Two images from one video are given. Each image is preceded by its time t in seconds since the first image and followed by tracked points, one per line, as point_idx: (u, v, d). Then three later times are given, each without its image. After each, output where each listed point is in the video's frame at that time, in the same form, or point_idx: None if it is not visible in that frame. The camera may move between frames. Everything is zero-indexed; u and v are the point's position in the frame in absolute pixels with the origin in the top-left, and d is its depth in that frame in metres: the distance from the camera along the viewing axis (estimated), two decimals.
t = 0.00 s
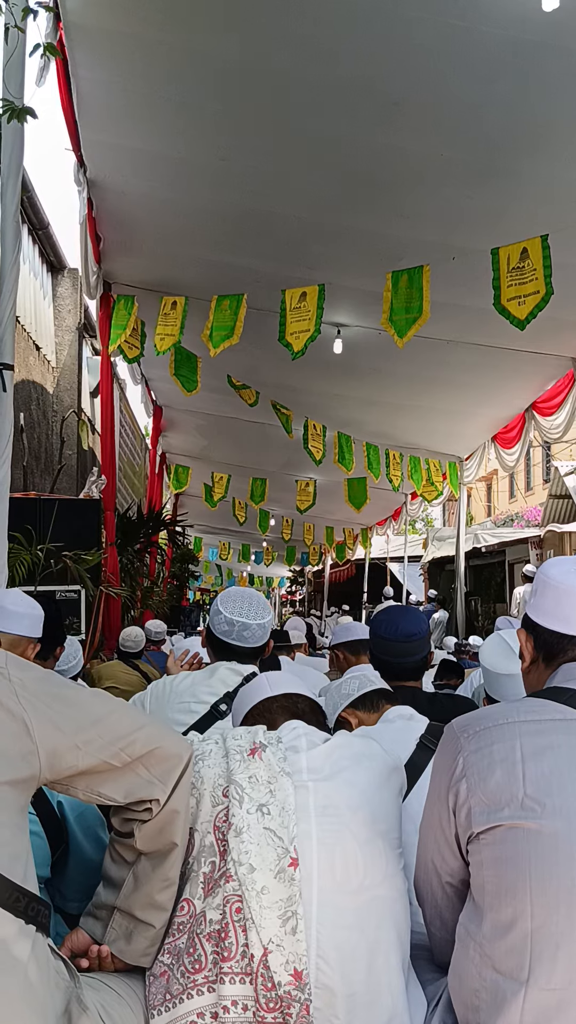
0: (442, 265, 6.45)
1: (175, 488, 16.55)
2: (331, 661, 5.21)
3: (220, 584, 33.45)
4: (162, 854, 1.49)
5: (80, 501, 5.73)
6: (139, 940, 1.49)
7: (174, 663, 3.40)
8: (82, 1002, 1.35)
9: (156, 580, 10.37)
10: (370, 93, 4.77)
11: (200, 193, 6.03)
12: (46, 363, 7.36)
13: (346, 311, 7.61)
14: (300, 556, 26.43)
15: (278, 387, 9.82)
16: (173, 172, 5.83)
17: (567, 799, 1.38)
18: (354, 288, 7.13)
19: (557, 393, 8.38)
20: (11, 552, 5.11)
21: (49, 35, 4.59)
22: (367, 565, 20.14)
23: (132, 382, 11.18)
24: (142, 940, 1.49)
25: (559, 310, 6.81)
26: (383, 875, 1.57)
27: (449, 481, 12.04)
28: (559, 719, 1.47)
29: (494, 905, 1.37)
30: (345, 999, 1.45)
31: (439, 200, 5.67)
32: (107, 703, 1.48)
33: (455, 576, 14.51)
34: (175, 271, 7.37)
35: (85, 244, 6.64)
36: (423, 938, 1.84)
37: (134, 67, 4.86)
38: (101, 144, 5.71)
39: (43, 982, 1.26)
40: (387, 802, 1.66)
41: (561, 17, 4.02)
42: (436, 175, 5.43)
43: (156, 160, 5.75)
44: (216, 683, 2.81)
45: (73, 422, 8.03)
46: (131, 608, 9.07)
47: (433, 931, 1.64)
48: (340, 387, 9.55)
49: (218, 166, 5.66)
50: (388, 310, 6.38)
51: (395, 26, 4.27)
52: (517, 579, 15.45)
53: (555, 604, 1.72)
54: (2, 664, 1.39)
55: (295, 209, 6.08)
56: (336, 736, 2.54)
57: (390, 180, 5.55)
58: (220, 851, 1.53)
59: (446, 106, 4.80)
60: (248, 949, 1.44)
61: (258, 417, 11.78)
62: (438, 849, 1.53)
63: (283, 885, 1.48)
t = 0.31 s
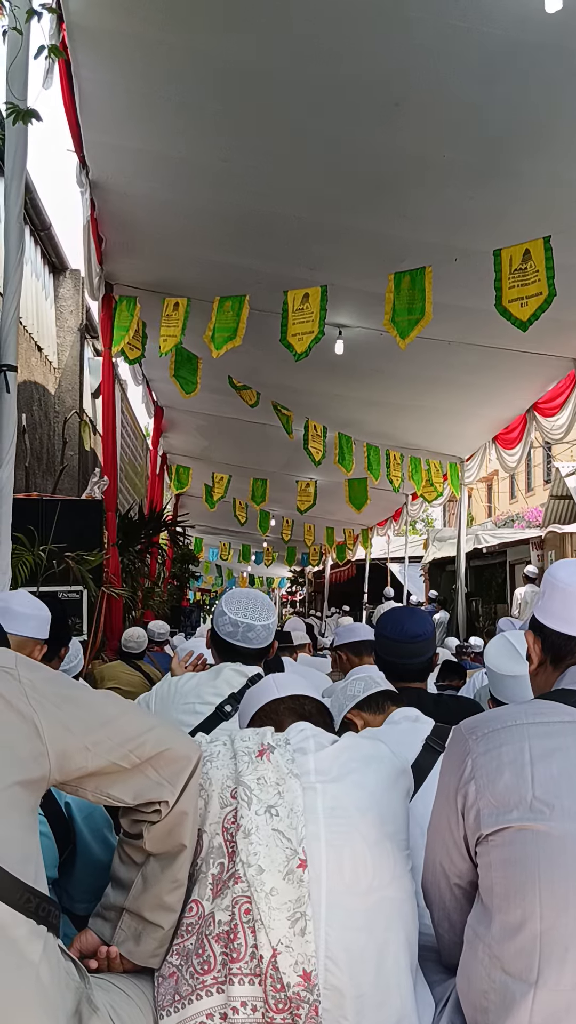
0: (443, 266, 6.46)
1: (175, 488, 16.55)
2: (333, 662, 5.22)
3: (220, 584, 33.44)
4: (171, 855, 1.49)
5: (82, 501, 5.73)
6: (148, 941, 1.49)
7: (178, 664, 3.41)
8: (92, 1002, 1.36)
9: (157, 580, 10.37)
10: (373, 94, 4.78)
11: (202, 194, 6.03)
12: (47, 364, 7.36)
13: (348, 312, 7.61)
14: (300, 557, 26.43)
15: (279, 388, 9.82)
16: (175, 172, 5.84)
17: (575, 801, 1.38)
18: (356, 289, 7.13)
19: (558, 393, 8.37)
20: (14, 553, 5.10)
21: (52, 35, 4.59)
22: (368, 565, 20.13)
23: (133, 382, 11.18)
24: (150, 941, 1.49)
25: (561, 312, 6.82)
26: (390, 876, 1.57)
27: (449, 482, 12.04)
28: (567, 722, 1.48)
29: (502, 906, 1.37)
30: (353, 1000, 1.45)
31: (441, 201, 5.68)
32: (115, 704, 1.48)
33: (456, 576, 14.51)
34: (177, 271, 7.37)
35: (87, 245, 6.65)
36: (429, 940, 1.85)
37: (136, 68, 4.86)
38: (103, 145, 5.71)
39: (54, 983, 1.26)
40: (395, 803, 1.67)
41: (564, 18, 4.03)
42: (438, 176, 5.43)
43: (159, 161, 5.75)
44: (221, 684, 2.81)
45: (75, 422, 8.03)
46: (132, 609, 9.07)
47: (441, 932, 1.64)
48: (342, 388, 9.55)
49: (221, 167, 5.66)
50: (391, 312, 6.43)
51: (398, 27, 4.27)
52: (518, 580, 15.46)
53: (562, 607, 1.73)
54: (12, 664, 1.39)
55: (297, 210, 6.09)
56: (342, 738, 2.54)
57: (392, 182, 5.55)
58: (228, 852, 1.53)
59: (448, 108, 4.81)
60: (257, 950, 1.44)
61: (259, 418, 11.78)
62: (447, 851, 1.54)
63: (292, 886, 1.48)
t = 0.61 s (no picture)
0: (444, 267, 6.47)
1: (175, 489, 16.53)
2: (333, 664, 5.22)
3: (220, 584, 33.43)
4: (173, 855, 1.49)
5: (83, 502, 5.73)
6: (149, 942, 1.50)
7: (179, 664, 3.41)
8: (95, 1003, 1.36)
9: (157, 581, 10.37)
10: (374, 96, 4.78)
11: (204, 194, 6.04)
12: (48, 364, 7.36)
13: (349, 313, 7.62)
14: (300, 557, 26.42)
15: (280, 388, 9.82)
16: (177, 173, 5.84)
17: None
18: (357, 290, 7.14)
19: (560, 394, 8.30)
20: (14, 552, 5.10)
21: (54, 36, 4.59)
22: (368, 566, 20.13)
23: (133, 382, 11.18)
24: (152, 941, 1.49)
25: (562, 314, 6.83)
26: (393, 877, 1.57)
27: (449, 483, 12.04)
28: (569, 724, 1.48)
29: (504, 909, 1.37)
30: (355, 1002, 1.45)
31: (442, 203, 5.69)
32: (117, 704, 1.48)
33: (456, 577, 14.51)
34: (178, 271, 7.37)
35: (88, 245, 6.66)
36: (431, 942, 1.85)
37: (138, 69, 4.86)
38: (105, 146, 5.71)
39: (57, 983, 1.26)
40: (397, 804, 1.67)
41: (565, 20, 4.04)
42: (439, 177, 5.44)
43: (160, 161, 5.75)
44: (222, 684, 2.81)
45: (75, 422, 8.04)
46: (132, 609, 9.07)
47: (443, 934, 1.64)
48: (342, 389, 9.56)
49: (222, 168, 5.67)
50: (393, 313, 6.50)
51: (400, 29, 4.28)
52: (518, 581, 15.46)
53: (564, 608, 1.73)
54: (14, 664, 1.40)
55: (298, 211, 6.10)
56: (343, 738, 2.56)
57: (394, 183, 5.56)
58: (230, 853, 1.53)
59: (449, 110, 4.81)
60: (259, 952, 1.44)
61: (259, 418, 11.78)
62: (449, 853, 1.54)
63: (294, 887, 1.48)
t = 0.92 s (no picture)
0: (444, 267, 6.47)
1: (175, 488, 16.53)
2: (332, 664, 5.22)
3: (220, 584, 33.44)
4: (169, 855, 1.49)
5: (82, 501, 5.73)
6: (145, 942, 1.49)
7: (176, 664, 3.41)
8: (90, 1003, 1.36)
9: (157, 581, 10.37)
10: (374, 96, 4.78)
11: (203, 194, 6.03)
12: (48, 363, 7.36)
13: (349, 313, 7.62)
14: (300, 557, 26.42)
15: (279, 388, 9.82)
16: (176, 173, 5.84)
17: (573, 804, 1.38)
18: (357, 290, 7.14)
19: (559, 394, 8.32)
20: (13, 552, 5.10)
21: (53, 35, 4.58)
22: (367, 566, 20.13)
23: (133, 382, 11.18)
24: (148, 941, 1.49)
25: (561, 314, 6.82)
26: (389, 878, 1.57)
27: (449, 483, 12.04)
28: (567, 724, 1.48)
29: (501, 909, 1.37)
30: (351, 1003, 1.45)
31: (441, 203, 5.69)
32: (113, 704, 1.48)
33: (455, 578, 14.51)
34: (178, 271, 7.37)
35: (88, 245, 6.65)
36: (429, 943, 1.85)
37: (137, 68, 4.86)
38: (104, 146, 5.71)
39: (52, 983, 1.26)
40: (393, 805, 1.67)
41: (565, 20, 4.03)
42: (439, 178, 5.44)
43: (160, 161, 5.75)
44: (220, 684, 2.81)
45: (74, 422, 8.03)
46: (132, 609, 9.07)
47: (439, 933, 1.64)
48: (342, 389, 9.56)
49: (222, 168, 5.67)
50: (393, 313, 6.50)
51: (399, 28, 4.27)
52: (518, 581, 15.46)
53: (561, 609, 1.73)
54: (10, 664, 1.39)
55: (298, 210, 6.09)
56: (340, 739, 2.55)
57: (393, 183, 5.56)
58: (226, 853, 1.53)
59: (449, 109, 4.81)
60: (255, 951, 1.44)
61: (259, 418, 11.77)
62: (445, 853, 1.54)
63: (290, 887, 1.48)
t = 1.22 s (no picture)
0: (442, 267, 6.47)
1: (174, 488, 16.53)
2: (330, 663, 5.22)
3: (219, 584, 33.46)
4: (167, 854, 1.49)
5: (81, 501, 5.73)
6: (143, 941, 1.49)
7: (174, 663, 3.41)
8: (88, 1002, 1.36)
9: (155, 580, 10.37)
10: (373, 95, 4.77)
11: (202, 193, 6.03)
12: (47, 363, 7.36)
13: (348, 313, 7.61)
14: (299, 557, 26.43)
15: (279, 387, 9.82)
16: (176, 171, 5.83)
17: (571, 802, 1.38)
18: (356, 289, 7.13)
19: (558, 394, 8.33)
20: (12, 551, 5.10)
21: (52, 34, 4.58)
22: (366, 566, 20.14)
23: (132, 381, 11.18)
24: (146, 940, 1.49)
25: (561, 314, 6.82)
26: (387, 876, 1.57)
27: (448, 483, 12.04)
28: (565, 723, 1.47)
29: (498, 908, 1.37)
30: (350, 1002, 1.45)
31: (441, 202, 5.68)
32: (111, 703, 1.48)
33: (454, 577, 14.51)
34: (177, 270, 7.36)
35: (87, 244, 6.65)
36: (427, 942, 1.84)
37: (136, 67, 4.85)
38: (103, 145, 5.71)
39: (49, 981, 1.26)
40: (391, 804, 1.67)
41: (563, 19, 4.03)
42: (438, 177, 5.43)
43: (159, 160, 5.75)
44: (218, 683, 2.80)
45: (73, 421, 8.03)
46: (131, 609, 9.07)
47: (437, 932, 1.64)
48: (341, 388, 9.55)
49: (221, 167, 5.66)
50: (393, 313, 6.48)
51: (398, 28, 4.27)
52: (517, 581, 15.46)
53: (560, 608, 1.73)
54: (8, 663, 1.40)
55: (297, 209, 6.09)
56: (339, 737, 2.54)
57: (393, 182, 5.55)
58: (224, 852, 1.53)
59: (449, 109, 4.81)
60: (253, 950, 1.44)
61: (258, 417, 11.77)
62: (443, 852, 1.54)
63: (288, 886, 1.48)
